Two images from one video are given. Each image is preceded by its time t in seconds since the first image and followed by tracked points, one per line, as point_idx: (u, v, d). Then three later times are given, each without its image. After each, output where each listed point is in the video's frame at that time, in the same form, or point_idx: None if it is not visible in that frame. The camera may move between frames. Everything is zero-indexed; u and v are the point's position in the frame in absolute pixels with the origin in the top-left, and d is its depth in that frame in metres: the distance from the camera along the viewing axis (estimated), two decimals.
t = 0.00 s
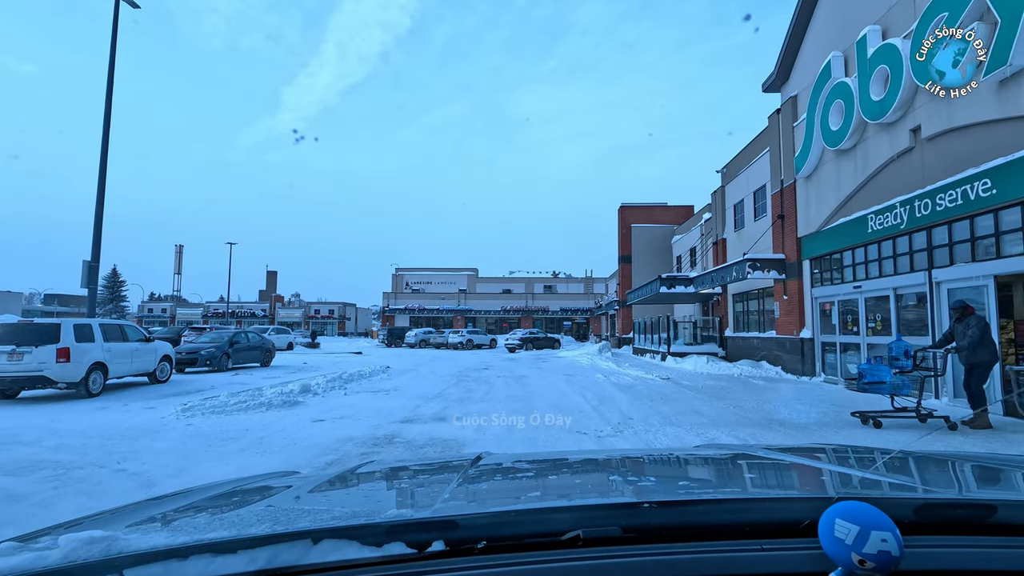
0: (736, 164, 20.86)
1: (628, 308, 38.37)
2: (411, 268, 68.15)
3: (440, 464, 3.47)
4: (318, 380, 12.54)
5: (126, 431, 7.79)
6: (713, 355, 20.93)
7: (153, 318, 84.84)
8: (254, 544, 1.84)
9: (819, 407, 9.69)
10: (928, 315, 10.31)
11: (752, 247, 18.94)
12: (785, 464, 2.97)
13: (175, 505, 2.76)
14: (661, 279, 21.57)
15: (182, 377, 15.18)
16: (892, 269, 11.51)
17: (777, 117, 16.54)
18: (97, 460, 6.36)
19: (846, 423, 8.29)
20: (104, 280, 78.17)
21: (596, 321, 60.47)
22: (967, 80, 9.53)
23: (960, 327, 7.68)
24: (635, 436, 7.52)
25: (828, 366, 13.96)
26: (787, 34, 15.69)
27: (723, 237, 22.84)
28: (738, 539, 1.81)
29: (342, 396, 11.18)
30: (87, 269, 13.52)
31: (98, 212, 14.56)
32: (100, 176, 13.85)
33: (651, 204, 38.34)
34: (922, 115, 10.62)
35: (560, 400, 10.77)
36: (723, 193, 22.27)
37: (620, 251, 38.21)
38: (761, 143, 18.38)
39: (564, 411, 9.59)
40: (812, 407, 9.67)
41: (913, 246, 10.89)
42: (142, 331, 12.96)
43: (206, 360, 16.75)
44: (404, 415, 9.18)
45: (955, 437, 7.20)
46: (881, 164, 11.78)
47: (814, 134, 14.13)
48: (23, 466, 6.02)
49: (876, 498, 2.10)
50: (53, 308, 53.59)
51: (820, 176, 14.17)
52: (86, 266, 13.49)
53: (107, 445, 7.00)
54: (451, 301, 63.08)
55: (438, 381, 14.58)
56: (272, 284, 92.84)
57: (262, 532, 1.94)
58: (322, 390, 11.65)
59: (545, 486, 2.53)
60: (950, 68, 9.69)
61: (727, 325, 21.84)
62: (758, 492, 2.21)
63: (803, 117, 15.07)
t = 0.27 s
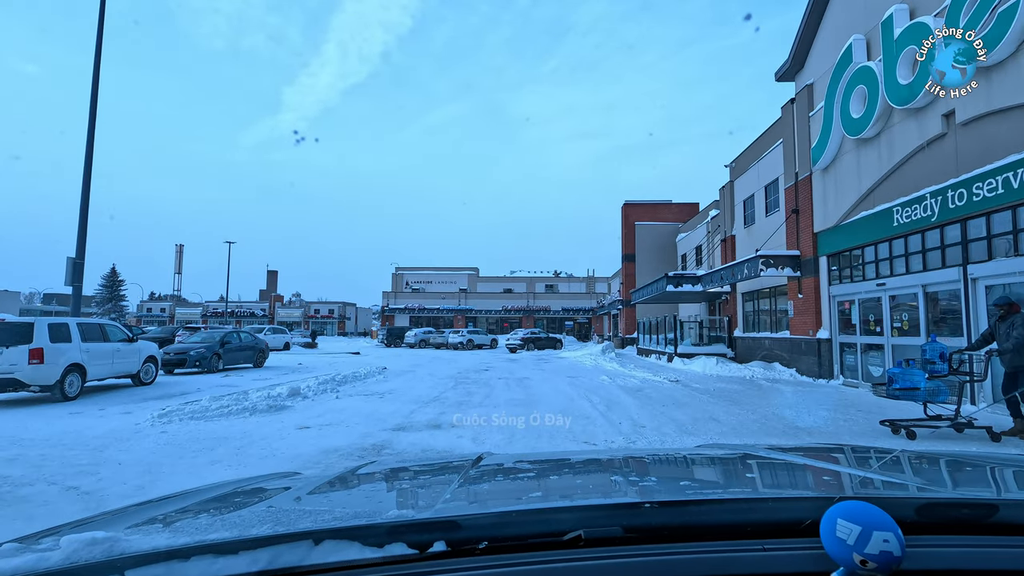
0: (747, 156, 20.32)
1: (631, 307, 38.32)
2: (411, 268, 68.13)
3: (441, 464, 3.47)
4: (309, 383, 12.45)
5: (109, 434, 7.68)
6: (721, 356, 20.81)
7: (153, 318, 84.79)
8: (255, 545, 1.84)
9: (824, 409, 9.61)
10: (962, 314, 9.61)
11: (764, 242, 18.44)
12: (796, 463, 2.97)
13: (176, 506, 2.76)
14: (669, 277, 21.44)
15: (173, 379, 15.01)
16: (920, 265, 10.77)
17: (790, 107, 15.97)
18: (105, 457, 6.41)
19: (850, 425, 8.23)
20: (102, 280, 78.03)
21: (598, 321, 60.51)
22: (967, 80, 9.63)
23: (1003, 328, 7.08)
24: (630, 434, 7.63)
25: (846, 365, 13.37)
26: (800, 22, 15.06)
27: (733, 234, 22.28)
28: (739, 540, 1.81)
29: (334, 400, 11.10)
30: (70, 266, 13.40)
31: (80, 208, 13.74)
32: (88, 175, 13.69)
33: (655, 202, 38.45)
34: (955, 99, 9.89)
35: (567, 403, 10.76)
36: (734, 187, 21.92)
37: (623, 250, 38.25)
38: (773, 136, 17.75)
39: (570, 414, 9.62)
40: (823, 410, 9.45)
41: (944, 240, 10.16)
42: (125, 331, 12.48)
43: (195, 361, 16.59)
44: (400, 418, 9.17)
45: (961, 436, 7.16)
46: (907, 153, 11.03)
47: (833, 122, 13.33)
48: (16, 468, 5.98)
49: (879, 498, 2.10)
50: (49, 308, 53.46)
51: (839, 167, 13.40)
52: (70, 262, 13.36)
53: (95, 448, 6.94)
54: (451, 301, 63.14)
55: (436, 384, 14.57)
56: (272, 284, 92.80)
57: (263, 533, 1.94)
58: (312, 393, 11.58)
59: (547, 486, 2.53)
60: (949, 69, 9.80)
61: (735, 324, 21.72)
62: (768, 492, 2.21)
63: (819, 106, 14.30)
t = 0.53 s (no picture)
0: (754, 151, 20.31)
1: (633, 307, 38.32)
2: (411, 268, 68.12)
3: (441, 463, 3.48)
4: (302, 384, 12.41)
5: (85, 440, 7.61)
6: (727, 356, 20.81)
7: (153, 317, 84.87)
8: (257, 543, 1.85)
9: (827, 413, 9.58)
10: (987, 313, 9.44)
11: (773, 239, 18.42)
12: (803, 464, 2.97)
13: (177, 505, 2.77)
14: (672, 277, 21.48)
15: (167, 380, 14.98)
16: (941, 262, 10.57)
17: (802, 99, 15.89)
18: (73, 465, 6.26)
19: (853, 429, 8.20)
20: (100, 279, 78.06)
21: (599, 320, 60.53)
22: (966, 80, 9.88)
23: None
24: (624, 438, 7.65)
25: (861, 366, 13.30)
26: (811, 13, 14.94)
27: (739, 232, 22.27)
28: (741, 540, 1.81)
29: (326, 402, 11.07)
30: (59, 264, 13.41)
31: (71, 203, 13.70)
32: (77, 173, 13.63)
33: (658, 200, 38.49)
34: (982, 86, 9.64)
35: (571, 406, 10.78)
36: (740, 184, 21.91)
37: (626, 248, 38.29)
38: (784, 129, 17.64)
39: (574, 415, 9.62)
40: (835, 415, 9.43)
41: (969, 235, 9.96)
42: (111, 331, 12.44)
43: (188, 362, 16.53)
44: (394, 421, 9.14)
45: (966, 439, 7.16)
46: (927, 145, 10.83)
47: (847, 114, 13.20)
48: (3, 471, 5.94)
49: (878, 499, 2.11)
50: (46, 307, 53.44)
51: (854, 160, 13.23)
52: (59, 260, 13.37)
53: (68, 453, 6.85)
54: (452, 301, 63.24)
55: (433, 385, 14.56)
56: (272, 284, 92.84)
57: (265, 532, 1.95)
58: (304, 396, 11.56)
59: (548, 486, 2.53)
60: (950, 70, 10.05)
61: (742, 324, 21.72)
62: (773, 493, 2.22)
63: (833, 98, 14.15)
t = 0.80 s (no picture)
0: (759, 148, 20.29)
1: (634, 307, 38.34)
2: (411, 267, 68.15)
3: (441, 463, 3.49)
4: (297, 385, 12.41)
5: (69, 443, 7.57)
6: (731, 356, 20.89)
7: (153, 317, 84.92)
8: (259, 543, 1.85)
9: (831, 416, 9.59)
10: (1005, 311, 9.41)
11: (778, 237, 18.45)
12: (809, 466, 2.97)
13: (178, 505, 2.77)
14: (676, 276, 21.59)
15: (159, 381, 14.96)
16: (955, 260, 10.55)
17: (809, 94, 15.88)
18: (49, 472, 6.17)
19: (856, 433, 8.20)
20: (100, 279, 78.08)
21: (600, 320, 60.59)
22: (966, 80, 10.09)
23: None
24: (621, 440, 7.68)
25: (869, 367, 13.29)
26: (819, 7, 14.89)
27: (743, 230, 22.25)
28: (742, 541, 1.81)
29: (322, 404, 11.07)
30: (53, 263, 13.41)
31: (66, 202, 13.64)
32: (71, 173, 13.62)
33: (660, 198, 38.52)
34: (998, 77, 9.46)
35: (574, 407, 10.79)
36: (744, 182, 21.92)
37: (627, 248, 38.33)
38: (790, 124, 17.60)
39: (578, 416, 9.64)
40: (843, 417, 9.44)
41: (984, 232, 9.91)
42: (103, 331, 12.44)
43: (183, 363, 16.48)
44: (391, 424, 9.15)
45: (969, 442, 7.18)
46: (938, 140, 10.75)
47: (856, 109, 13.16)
48: None
49: (880, 500, 2.11)
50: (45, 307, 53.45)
51: (864, 155, 13.17)
52: (52, 259, 13.37)
53: (50, 458, 6.80)
54: (453, 300, 63.34)
55: (431, 386, 14.58)
56: (273, 283, 92.86)
57: (266, 531, 1.95)
58: (299, 397, 11.56)
59: (548, 486, 2.54)
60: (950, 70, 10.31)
61: (745, 324, 21.75)
62: (776, 493, 2.22)
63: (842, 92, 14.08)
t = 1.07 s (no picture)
0: (762, 146, 20.26)
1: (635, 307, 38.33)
2: (412, 267, 68.14)
3: (442, 463, 3.49)
4: (296, 386, 12.41)
5: (64, 445, 7.57)
6: (733, 356, 20.90)
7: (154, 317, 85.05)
8: (260, 543, 1.85)
9: (833, 417, 9.59)
10: (1013, 310, 9.38)
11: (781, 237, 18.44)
12: (812, 465, 2.97)
13: (179, 505, 2.77)
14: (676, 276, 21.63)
15: (158, 381, 14.98)
16: (962, 258, 10.54)
17: (812, 92, 15.87)
18: (44, 474, 6.16)
19: (857, 434, 8.21)
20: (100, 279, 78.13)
21: (601, 319, 60.55)
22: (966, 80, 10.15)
23: None
24: (620, 440, 7.69)
25: (874, 367, 13.27)
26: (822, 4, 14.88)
27: (745, 229, 22.23)
28: (742, 541, 1.81)
29: (320, 405, 11.06)
30: (51, 262, 13.42)
31: (65, 202, 13.65)
32: (69, 173, 13.63)
33: (661, 198, 38.46)
34: (1005, 73, 9.43)
35: (576, 407, 10.79)
36: (746, 181, 21.92)
37: (628, 247, 38.31)
38: (793, 123, 17.59)
39: (580, 417, 9.65)
40: (848, 418, 9.44)
41: (991, 231, 9.89)
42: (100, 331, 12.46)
43: (182, 363, 16.49)
44: (390, 425, 9.14)
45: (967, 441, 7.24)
46: (944, 138, 10.73)
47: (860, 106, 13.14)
48: None
49: (882, 500, 2.11)
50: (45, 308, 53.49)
51: (868, 153, 13.14)
52: (50, 258, 13.38)
53: (44, 460, 6.80)
54: (453, 300, 63.33)
55: (431, 387, 14.58)
56: (273, 283, 92.87)
57: (266, 531, 1.95)
58: (298, 398, 11.56)
59: (549, 486, 2.54)
60: (949, 70, 10.40)
61: (747, 324, 21.74)
62: (779, 494, 2.22)
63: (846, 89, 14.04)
